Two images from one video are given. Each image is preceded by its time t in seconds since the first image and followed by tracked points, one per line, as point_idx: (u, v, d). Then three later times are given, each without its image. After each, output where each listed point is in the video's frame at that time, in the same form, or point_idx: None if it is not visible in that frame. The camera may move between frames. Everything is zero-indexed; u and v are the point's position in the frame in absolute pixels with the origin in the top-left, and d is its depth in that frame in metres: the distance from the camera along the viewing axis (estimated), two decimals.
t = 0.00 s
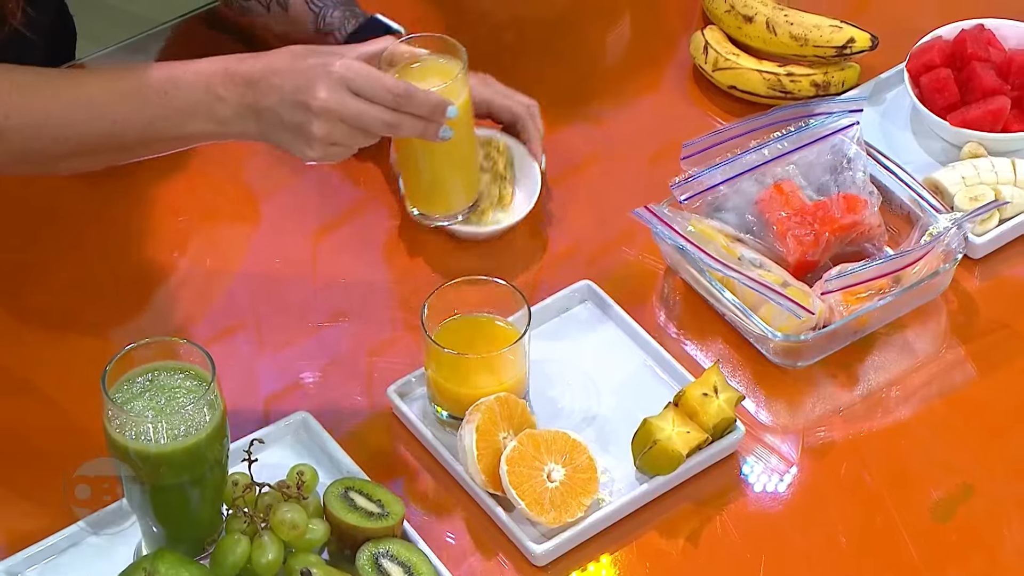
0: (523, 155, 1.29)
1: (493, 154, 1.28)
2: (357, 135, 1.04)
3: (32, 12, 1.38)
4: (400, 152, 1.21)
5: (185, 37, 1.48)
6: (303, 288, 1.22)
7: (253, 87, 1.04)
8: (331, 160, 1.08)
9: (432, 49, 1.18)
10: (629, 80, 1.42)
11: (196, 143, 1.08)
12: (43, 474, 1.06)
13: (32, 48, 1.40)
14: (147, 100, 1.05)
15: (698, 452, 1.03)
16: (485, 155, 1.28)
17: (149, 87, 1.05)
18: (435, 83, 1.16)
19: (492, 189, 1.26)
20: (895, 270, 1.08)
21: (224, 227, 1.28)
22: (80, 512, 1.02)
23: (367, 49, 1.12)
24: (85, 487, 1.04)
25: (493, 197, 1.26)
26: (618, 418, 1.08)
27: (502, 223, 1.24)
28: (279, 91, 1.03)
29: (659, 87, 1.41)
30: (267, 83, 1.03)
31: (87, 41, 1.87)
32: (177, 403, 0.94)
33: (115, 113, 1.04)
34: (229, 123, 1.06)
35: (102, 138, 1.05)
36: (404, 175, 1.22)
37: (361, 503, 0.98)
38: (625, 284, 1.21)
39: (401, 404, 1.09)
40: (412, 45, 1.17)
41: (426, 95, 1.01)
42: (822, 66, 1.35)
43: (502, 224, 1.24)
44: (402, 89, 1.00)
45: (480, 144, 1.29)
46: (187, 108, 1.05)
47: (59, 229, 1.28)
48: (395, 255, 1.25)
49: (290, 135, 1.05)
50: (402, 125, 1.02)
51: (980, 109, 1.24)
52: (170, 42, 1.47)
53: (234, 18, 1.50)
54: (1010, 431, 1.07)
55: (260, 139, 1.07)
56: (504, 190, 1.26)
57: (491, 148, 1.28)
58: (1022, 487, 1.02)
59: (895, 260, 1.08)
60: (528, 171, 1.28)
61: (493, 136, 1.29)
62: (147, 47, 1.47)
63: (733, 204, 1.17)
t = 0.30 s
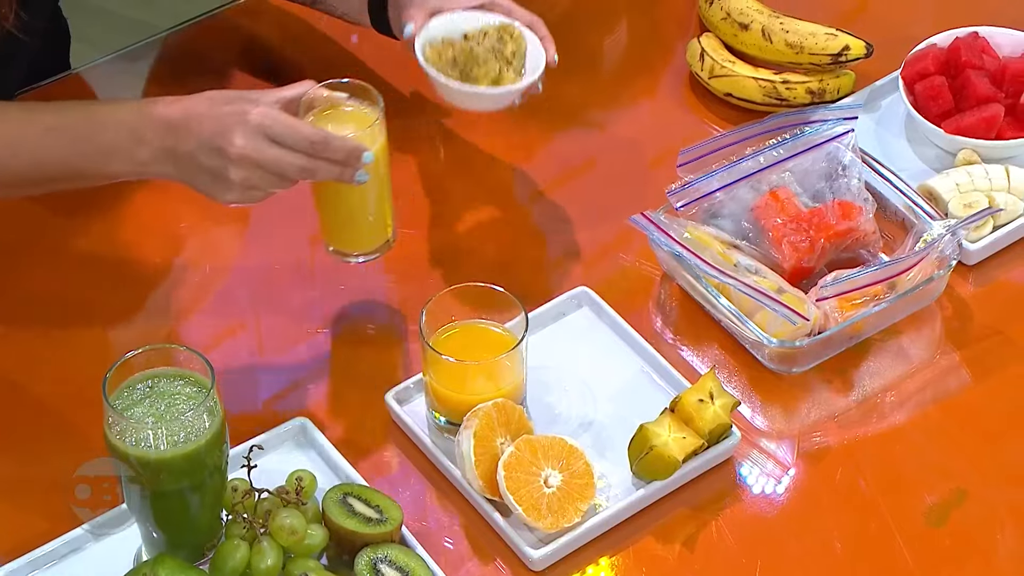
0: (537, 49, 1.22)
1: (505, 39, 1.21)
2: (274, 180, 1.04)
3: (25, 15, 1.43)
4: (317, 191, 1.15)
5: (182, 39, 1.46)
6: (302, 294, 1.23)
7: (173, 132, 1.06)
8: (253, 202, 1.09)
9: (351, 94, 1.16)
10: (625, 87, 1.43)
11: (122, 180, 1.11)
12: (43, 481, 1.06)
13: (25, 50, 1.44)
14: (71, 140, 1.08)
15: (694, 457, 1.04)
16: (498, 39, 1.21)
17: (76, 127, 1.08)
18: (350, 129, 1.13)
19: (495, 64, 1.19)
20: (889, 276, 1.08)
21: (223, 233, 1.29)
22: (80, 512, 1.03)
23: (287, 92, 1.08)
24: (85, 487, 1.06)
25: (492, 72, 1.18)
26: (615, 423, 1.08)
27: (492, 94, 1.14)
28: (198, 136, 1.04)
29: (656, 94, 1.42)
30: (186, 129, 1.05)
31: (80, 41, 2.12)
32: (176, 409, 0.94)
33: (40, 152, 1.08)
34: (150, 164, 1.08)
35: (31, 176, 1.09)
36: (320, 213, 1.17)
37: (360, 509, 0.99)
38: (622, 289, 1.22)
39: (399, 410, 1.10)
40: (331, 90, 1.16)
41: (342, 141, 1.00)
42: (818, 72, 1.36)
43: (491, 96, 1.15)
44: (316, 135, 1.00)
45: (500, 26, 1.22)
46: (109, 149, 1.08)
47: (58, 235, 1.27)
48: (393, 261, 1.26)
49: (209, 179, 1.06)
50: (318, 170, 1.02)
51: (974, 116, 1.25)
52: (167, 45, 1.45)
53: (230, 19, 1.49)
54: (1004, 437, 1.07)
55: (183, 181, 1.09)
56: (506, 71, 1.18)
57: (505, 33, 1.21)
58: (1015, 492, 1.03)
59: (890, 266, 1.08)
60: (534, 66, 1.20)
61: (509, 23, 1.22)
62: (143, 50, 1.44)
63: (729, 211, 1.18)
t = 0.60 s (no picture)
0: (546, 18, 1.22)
1: None
2: (240, 203, 1.07)
3: (15, 27, 1.44)
4: (287, 214, 1.18)
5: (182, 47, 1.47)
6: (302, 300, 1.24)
7: (145, 153, 1.09)
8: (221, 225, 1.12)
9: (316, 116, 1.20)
10: (622, 93, 1.44)
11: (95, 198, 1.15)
12: (42, 487, 1.07)
13: (15, 61, 1.46)
14: (47, 156, 1.12)
15: (692, 462, 1.04)
16: None
17: (53, 145, 1.13)
18: (319, 149, 1.17)
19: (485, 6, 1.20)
20: (885, 283, 1.09)
21: (223, 239, 1.30)
22: (79, 512, 1.05)
23: (258, 115, 1.13)
24: (85, 487, 1.07)
25: (479, 11, 1.20)
26: (613, 429, 1.09)
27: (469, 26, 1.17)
28: (168, 158, 1.08)
29: (652, 101, 1.43)
30: (155, 151, 1.09)
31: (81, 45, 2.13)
32: (177, 416, 0.94)
33: (16, 166, 1.12)
34: (122, 183, 1.12)
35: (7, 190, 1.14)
36: (291, 234, 1.20)
37: (359, 514, 0.99)
38: (619, 293, 1.23)
39: (397, 415, 1.10)
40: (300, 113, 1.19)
41: (306, 164, 1.03)
42: (814, 80, 1.37)
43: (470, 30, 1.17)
44: (279, 157, 1.03)
45: None
46: (81, 166, 1.12)
47: (58, 242, 1.28)
48: (392, 267, 1.26)
49: (177, 200, 1.10)
50: (283, 194, 1.05)
51: (969, 123, 1.26)
52: (167, 53, 1.46)
53: (232, 30, 1.50)
54: (999, 443, 1.08)
55: (154, 202, 1.12)
56: (492, 17, 1.20)
57: None
58: (1010, 497, 1.04)
59: (885, 272, 1.09)
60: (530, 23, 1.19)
61: None
62: (140, 58, 1.45)
63: (726, 218, 1.19)
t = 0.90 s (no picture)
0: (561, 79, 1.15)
1: (549, 49, 1.14)
2: (245, 211, 1.10)
3: (15, 37, 1.45)
4: (289, 222, 1.20)
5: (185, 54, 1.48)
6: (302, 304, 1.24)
7: (150, 164, 1.12)
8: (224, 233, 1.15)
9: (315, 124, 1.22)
10: (621, 98, 1.45)
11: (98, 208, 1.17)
12: (43, 491, 1.07)
13: (15, 70, 1.47)
14: (53, 166, 1.13)
15: (691, 466, 1.05)
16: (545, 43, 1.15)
17: (57, 155, 1.13)
18: (321, 156, 1.19)
19: (505, 48, 1.16)
20: (883, 288, 1.10)
21: (224, 243, 1.30)
22: (79, 513, 1.05)
23: (259, 124, 1.17)
24: (85, 487, 1.07)
25: (498, 51, 1.16)
26: (612, 433, 1.10)
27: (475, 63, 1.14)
28: (173, 167, 1.11)
29: (651, 106, 1.44)
30: (159, 161, 1.12)
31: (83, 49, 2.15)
32: (179, 421, 0.95)
33: (21, 177, 1.12)
34: (126, 194, 1.14)
35: (9, 201, 1.13)
36: (293, 242, 1.22)
37: (359, 518, 1.00)
38: (617, 298, 1.24)
39: (398, 419, 1.11)
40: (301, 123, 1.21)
41: (310, 171, 1.07)
42: (812, 86, 1.38)
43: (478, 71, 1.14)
44: (283, 164, 1.07)
45: (562, 36, 1.16)
46: (87, 177, 1.13)
47: (59, 246, 1.28)
48: (392, 271, 1.27)
49: (183, 209, 1.12)
50: (287, 200, 1.09)
51: (965, 129, 1.28)
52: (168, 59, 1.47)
53: (234, 38, 1.51)
54: (995, 448, 1.09)
55: (158, 211, 1.15)
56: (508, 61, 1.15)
57: (557, 47, 1.15)
58: (1006, 501, 1.05)
59: (883, 278, 1.10)
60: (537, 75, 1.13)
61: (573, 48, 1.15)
62: (141, 65, 1.46)
63: (724, 223, 1.20)
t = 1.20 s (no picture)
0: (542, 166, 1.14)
1: (537, 135, 1.13)
2: (257, 213, 1.12)
3: (22, 46, 1.45)
4: (298, 225, 1.21)
5: (188, 60, 1.49)
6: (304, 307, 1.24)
7: (162, 168, 1.13)
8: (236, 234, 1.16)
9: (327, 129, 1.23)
10: (622, 103, 1.45)
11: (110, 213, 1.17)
12: (45, 494, 1.07)
13: (21, 78, 1.47)
14: (66, 172, 1.14)
15: (691, 470, 1.06)
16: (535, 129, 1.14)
17: (69, 162, 1.14)
18: (331, 159, 1.20)
19: (496, 125, 1.15)
20: (882, 293, 1.10)
21: (225, 247, 1.31)
22: (79, 512, 1.06)
23: (268, 128, 1.18)
24: (85, 487, 1.08)
25: (490, 124, 1.16)
26: (613, 437, 1.10)
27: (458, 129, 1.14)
28: (185, 171, 1.12)
29: (651, 111, 1.44)
30: (171, 165, 1.13)
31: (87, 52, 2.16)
32: (182, 426, 0.95)
33: (35, 183, 1.13)
34: (139, 199, 1.15)
35: (25, 207, 1.14)
36: (302, 244, 1.23)
37: (361, 522, 1.00)
38: (617, 302, 1.24)
39: (399, 423, 1.12)
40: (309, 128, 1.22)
41: (320, 173, 1.09)
42: (811, 92, 1.39)
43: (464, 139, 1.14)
44: (294, 167, 1.08)
45: (554, 124, 1.14)
46: (100, 182, 1.14)
47: (60, 249, 1.29)
48: (393, 276, 1.27)
49: (195, 212, 1.14)
50: (299, 202, 1.10)
51: (964, 135, 1.29)
52: (171, 65, 1.48)
53: (237, 42, 1.52)
54: (994, 452, 1.09)
55: (170, 215, 1.16)
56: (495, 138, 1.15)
57: (546, 135, 1.13)
58: (1004, 504, 1.05)
59: (882, 283, 1.10)
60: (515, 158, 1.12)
61: (563, 137, 1.13)
62: (145, 70, 1.46)
63: (724, 228, 1.21)
